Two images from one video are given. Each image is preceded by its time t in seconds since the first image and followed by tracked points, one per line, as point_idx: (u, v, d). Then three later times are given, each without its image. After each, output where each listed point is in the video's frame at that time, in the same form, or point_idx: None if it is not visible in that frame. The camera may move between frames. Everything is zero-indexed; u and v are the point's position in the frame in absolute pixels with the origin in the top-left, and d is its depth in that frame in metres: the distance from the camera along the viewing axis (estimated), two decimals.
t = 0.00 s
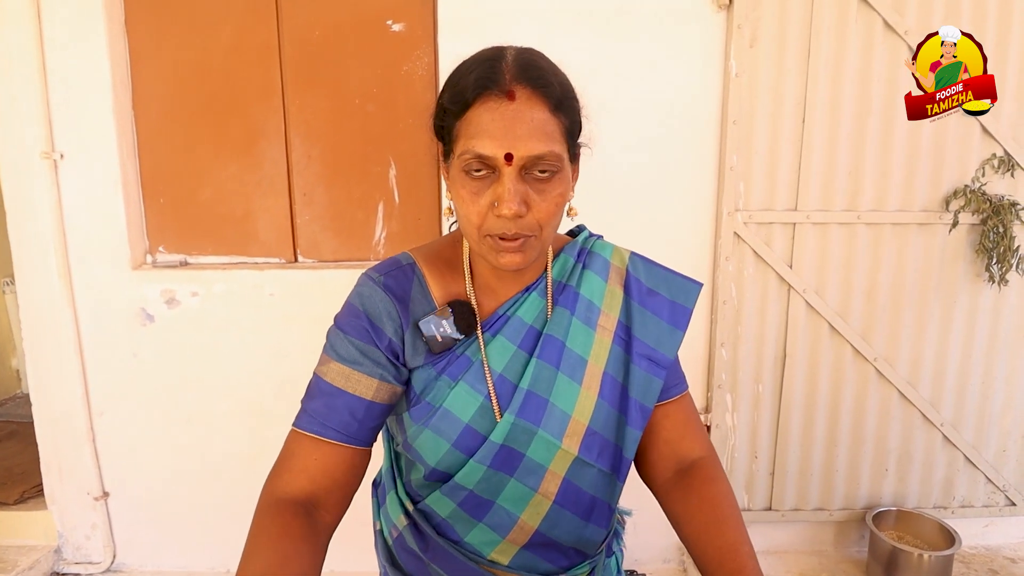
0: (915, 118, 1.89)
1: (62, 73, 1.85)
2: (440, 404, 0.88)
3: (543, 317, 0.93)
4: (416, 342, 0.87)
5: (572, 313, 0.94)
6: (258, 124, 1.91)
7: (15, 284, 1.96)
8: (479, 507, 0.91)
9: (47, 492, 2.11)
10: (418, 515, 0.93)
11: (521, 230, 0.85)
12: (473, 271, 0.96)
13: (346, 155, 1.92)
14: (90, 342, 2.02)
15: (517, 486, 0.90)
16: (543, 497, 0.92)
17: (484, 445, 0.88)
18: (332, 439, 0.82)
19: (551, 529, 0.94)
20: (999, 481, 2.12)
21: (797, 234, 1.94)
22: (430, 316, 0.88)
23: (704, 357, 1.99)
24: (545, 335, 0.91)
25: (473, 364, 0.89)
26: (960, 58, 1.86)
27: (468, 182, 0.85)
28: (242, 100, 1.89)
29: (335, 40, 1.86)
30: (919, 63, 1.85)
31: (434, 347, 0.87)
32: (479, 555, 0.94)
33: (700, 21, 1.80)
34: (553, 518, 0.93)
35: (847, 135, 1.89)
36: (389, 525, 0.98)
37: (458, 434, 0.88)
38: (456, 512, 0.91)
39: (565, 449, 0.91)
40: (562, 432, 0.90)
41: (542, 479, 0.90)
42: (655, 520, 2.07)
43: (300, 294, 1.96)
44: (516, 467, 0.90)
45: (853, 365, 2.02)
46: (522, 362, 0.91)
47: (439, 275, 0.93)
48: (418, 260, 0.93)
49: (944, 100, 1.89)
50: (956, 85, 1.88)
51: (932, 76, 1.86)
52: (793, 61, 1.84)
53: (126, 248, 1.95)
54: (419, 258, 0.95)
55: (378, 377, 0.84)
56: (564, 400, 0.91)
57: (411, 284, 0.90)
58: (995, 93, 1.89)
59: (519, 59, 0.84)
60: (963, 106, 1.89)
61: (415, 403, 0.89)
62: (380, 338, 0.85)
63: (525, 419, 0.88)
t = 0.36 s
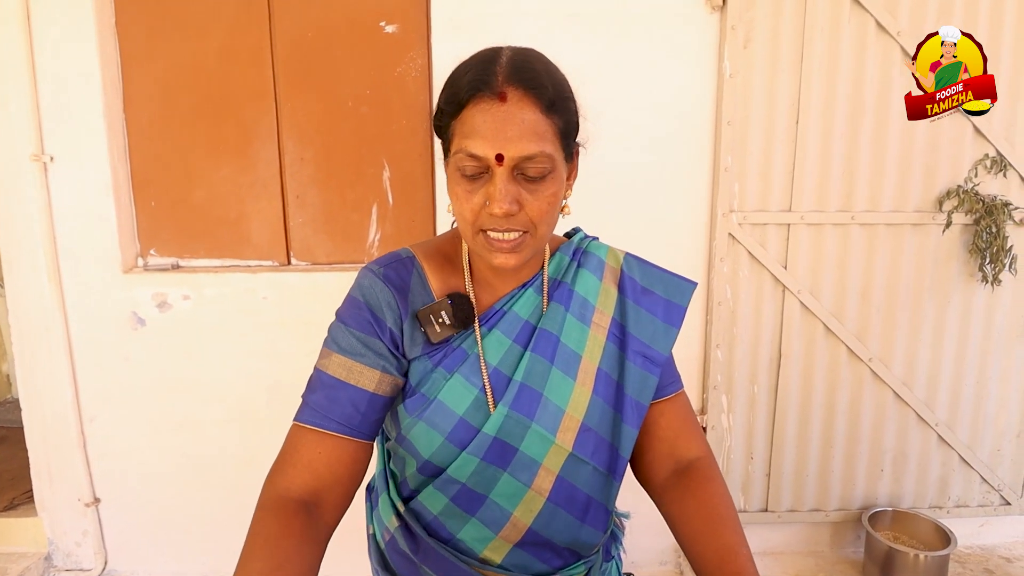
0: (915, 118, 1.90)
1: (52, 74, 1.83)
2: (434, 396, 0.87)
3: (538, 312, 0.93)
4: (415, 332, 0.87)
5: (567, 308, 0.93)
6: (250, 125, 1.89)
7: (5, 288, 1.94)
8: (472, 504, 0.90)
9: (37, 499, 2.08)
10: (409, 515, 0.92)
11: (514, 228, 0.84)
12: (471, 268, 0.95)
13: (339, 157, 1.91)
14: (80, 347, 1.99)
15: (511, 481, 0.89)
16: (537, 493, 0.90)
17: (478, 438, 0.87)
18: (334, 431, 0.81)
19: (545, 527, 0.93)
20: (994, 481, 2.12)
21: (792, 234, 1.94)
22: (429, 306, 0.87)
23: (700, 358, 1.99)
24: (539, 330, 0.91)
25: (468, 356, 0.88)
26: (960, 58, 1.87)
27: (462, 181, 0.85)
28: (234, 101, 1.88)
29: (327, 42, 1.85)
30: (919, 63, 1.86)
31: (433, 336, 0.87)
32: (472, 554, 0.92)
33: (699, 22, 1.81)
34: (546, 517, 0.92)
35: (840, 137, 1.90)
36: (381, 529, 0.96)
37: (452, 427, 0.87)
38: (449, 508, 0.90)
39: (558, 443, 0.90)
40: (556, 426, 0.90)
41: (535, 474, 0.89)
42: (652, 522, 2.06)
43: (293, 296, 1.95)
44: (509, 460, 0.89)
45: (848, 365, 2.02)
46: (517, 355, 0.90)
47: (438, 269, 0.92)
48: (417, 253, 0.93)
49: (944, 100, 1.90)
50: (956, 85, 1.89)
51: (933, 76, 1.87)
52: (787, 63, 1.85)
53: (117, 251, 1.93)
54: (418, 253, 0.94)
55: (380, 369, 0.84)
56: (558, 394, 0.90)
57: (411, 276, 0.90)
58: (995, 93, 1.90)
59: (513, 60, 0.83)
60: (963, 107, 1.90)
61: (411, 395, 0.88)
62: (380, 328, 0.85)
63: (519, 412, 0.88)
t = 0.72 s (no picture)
0: (915, 117, 1.91)
1: (50, 81, 1.84)
2: (428, 419, 0.87)
3: (534, 338, 0.91)
4: (407, 363, 0.86)
5: (563, 333, 0.91)
6: (247, 130, 1.91)
7: (3, 291, 1.95)
8: (464, 514, 0.91)
9: (35, 502, 2.09)
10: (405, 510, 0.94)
11: (500, 224, 0.85)
12: (466, 285, 0.94)
13: (335, 162, 1.92)
14: (78, 351, 2.00)
15: (502, 498, 0.90)
16: (528, 511, 0.91)
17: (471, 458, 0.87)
18: (337, 464, 0.84)
19: (533, 540, 0.94)
20: (988, 483, 2.13)
21: (786, 238, 1.95)
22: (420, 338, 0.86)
23: (694, 361, 2.01)
24: (535, 356, 0.89)
25: (461, 382, 0.87)
26: (960, 58, 1.88)
27: (448, 183, 0.87)
28: (231, 106, 1.89)
29: (323, 47, 1.86)
30: (919, 62, 1.87)
31: (425, 367, 0.86)
32: (462, 554, 0.94)
33: (696, 25, 1.82)
34: (535, 531, 0.94)
35: (833, 141, 1.91)
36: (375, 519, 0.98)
37: (445, 449, 0.87)
38: (442, 513, 0.91)
39: (551, 468, 0.89)
40: (550, 452, 0.88)
41: (527, 493, 0.90)
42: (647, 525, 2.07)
43: (290, 301, 1.96)
44: (501, 481, 0.89)
45: (842, 368, 2.03)
46: (511, 381, 0.89)
47: (429, 294, 0.91)
48: (405, 278, 0.92)
49: (944, 100, 1.91)
50: (956, 85, 1.90)
51: (933, 76, 1.88)
52: (780, 68, 1.86)
53: (114, 256, 1.94)
54: (407, 277, 0.92)
55: (375, 403, 0.85)
56: (553, 420, 0.89)
57: (400, 307, 0.88)
58: (995, 93, 1.91)
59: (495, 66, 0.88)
60: (963, 106, 1.91)
61: (404, 420, 0.89)
62: (371, 365, 0.84)
63: (513, 439, 0.87)
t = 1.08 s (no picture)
0: (915, 118, 1.92)
1: (63, 83, 1.88)
2: (421, 435, 0.90)
3: (524, 355, 0.90)
4: (403, 382, 0.88)
5: (555, 350, 0.90)
6: (255, 130, 1.94)
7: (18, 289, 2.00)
8: (460, 512, 0.94)
9: (50, 495, 2.14)
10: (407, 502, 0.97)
11: (473, 277, 0.81)
12: (456, 309, 0.92)
13: (342, 161, 1.96)
14: (91, 347, 2.05)
15: (496, 507, 0.92)
16: (520, 519, 0.93)
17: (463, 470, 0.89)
18: (347, 485, 0.86)
19: (526, 543, 0.96)
20: (988, 478, 2.14)
21: (787, 235, 1.97)
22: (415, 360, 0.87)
23: (696, 356, 2.03)
24: (525, 375, 0.89)
25: (453, 399, 0.89)
26: (960, 58, 1.89)
27: (419, 233, 0.83)
28: (239, 107, 1.93)
29: (329, 48, 1.89)
30: (919, 63, 1.88)
31: (420, 387, 0.87)
32: (459, 545, 0.98)
33: (697, 25, 1.84)
34: (527, 536, 0.96)
35: (833, 139, 1.93)
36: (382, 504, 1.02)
37: (438, 463, 0.90)
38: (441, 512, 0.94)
39: (542, 483, 0.89)
40: (540, 467, 0.88)
41: (519, 504, 0.91)
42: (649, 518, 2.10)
43: (297, 299, 2.00)
44: (493, 493, 0.91)
45: (843, 364, 2.05)
46: (501, 400, 0.89)
47: (420, 313, 0.90)
48: (397, 297, 0.91)
49: (944, 100, 1.92)
50: (956, 85, 1.91)
51: (933, 76, 1.90)
52: (781, 66, 1.88)
53: (126, 254, 1.98)
54: (398, 296, 0.92)
55: (376, 420, 0.86)
56: (543, 438, 0.88)
57: (393, 327, 0.89)
58: (994, 93, 1.92)
59: (455, 103, 0.78)
60: (963, 106, 1.92)
61: (401, 437, 0.91)
62: (368, 386, 0.86)
63: (504, 458, 0.87)
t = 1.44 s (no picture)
0: (914, 118, 1.94)
1: (78, 49, 1.92)
2: (432, 389, 0.95)
3: (524, 313, 0.95)
4: (413, 344, 0.92)
5: (553, 307, 0.95)
6: (267, 95, 1.97)
7: (44, 252, 2.07)
8: (467, 450, 1.00)
9: (81, 447, 2.26)
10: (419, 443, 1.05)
11: (466, 242, 0.85)
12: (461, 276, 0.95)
13: (353, 126, 1.99)
14: (115, 307, 2.13)
15: (499, 447, 0.98)
16: (521, 459, 0.99)
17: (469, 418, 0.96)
18: (367, 437, 0.89)
19: (527, 482, 1.03)
20: (985, 436, 2.19)
21: (792, 197, 1.99)
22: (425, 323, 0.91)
23: (699, 317, 2.08)
24: (525, 331, 0.94)
25: (459, 356, 0.94)
26: (960, 58, 1.90)
27: (412, 204, 0.86)
28: (251, 72, 1.95)
29: (338, 12, 1.90)
30: (918, 63, 1.89)
31: (429, 349, 0.92)
32: (466, 481, 1.04)
33: None
34: (528, 475, 1.02)
35: (842, 102, 1.92)
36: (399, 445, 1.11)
37: (447, 411, 0.96)
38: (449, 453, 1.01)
39: (542, 428, 0.96)
40: (540, 415, 0.95)
41: (520, 445, 0.97)
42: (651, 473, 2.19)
43: (312, 260, 2.06)
44: (496, 436, 0.97)
45: (845, 324, 2.09)
46: (503, 355, 0.95)
47: (427, 278, 0.94)
48: (403, 266, 0.94)
49: (944, 100, 1.93)
50: (956, 85, 1.92)
51: (932, 77, 1.90)
52: (791, 28, 1.86)
53: (145, 217, 2.04)
54: (405, 263, 0.95)
55: (390, 378, 0.91)
56: (542, 388, 0.94)
57: (403, 293, 0.93)
58: (995, 93, 1.93)
59: (433, 75, 0.81)
60: (963, 107, 1.93)
61: (414, 392, 0.97)
62: (382, 346, 0.90)
63: (505, 406, 0.93)
